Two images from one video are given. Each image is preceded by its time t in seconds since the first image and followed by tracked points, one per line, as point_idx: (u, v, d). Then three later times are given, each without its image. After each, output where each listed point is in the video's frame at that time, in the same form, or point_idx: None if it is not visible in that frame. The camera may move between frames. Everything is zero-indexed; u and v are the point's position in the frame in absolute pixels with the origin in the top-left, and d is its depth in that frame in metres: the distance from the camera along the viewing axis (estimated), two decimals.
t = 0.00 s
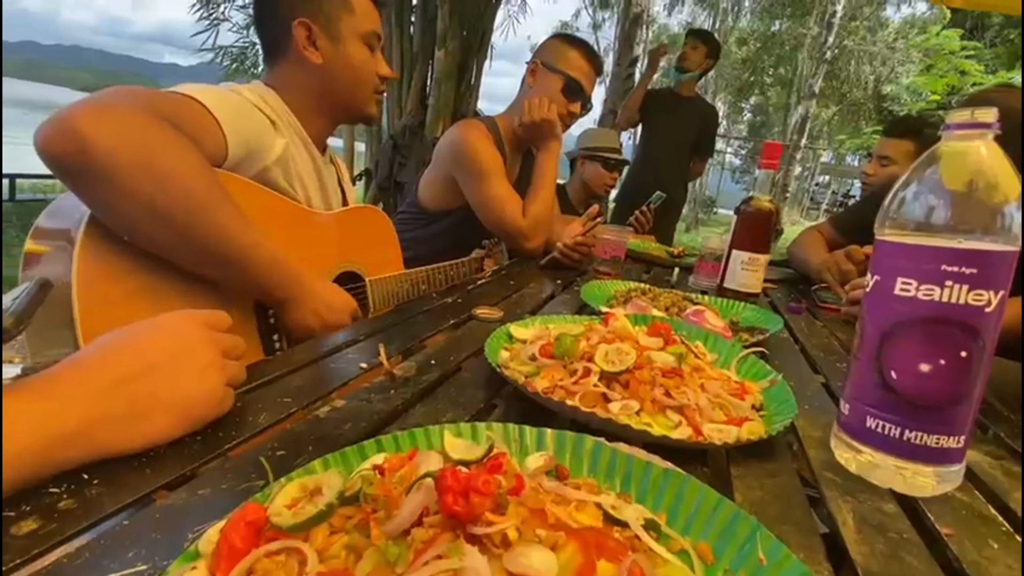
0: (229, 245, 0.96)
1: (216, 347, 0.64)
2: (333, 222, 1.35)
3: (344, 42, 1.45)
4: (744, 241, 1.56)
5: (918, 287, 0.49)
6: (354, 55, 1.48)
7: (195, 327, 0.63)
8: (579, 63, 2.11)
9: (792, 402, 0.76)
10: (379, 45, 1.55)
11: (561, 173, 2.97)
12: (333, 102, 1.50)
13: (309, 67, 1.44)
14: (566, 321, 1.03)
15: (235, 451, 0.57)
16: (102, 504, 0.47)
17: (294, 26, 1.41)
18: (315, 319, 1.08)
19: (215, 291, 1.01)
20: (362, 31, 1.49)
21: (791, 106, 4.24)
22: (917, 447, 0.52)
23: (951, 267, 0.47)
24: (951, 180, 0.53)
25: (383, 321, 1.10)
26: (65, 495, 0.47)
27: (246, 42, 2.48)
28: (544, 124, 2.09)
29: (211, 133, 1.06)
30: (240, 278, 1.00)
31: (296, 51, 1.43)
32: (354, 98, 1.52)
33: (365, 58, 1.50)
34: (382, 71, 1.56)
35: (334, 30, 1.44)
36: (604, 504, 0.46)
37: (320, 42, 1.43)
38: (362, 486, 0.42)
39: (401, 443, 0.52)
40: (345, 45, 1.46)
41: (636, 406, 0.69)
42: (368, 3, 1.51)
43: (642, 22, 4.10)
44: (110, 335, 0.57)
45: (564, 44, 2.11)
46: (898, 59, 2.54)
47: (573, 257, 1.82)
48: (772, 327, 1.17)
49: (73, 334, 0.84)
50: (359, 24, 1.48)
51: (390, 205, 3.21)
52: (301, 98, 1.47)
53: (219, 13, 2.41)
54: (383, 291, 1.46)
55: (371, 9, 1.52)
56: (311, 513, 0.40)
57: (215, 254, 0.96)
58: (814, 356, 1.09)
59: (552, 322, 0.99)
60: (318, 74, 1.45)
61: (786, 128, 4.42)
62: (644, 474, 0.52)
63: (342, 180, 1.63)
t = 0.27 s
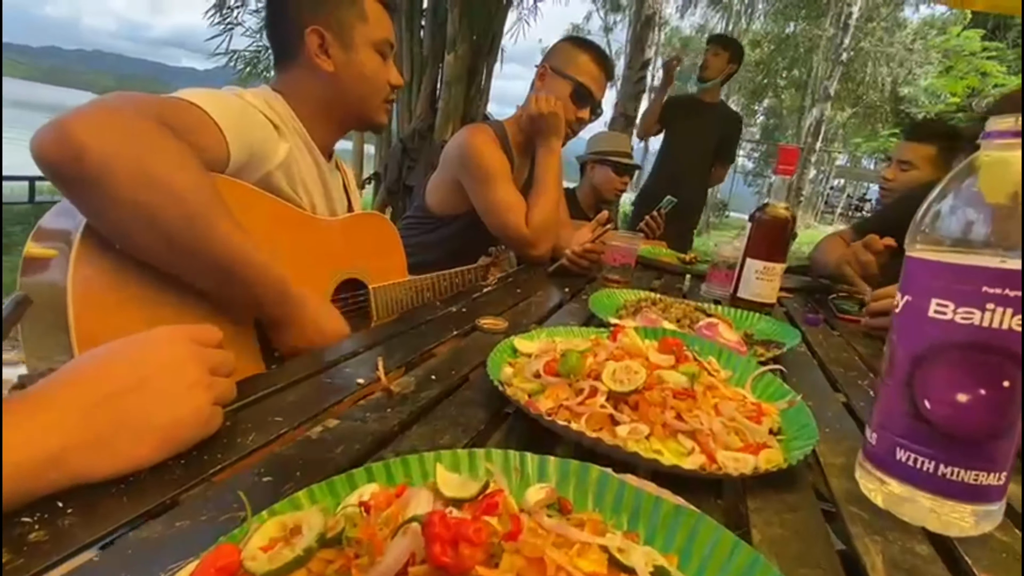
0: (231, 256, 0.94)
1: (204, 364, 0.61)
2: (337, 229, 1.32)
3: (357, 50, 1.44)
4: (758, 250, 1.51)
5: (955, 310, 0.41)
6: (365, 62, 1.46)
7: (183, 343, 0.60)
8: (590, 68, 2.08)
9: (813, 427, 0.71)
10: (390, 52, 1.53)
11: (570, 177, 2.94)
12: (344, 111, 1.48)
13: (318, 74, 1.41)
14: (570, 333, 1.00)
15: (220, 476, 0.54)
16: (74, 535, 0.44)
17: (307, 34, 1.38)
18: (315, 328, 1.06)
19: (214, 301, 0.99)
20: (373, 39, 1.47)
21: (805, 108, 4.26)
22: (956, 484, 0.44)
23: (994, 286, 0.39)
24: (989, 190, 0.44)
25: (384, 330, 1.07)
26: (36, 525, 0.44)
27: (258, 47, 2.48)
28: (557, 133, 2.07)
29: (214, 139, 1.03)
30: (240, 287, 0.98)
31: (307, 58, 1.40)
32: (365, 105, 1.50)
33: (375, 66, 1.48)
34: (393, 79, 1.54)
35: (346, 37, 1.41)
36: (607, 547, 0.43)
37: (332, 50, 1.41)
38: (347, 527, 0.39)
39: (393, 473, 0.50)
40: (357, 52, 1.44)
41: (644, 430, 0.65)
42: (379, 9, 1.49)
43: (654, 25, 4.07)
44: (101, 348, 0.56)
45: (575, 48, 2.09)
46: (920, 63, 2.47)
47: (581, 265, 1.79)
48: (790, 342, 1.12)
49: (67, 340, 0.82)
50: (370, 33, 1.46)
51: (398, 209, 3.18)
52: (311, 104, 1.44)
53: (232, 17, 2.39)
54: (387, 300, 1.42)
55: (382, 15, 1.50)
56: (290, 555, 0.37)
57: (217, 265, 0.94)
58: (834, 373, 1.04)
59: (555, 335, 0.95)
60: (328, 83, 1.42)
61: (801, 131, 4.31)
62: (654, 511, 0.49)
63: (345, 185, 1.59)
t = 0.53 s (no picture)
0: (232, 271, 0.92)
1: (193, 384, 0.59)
2: (336, 236, 1.29)
3: (369, 61, 1.41)
4: (771, 258, 1.46)
5: (999, 334, 0.41)
6: (378, 75, 1.43)
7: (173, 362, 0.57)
8: (586, 58, 2.04)
9: (837, 454, 0.67)
10: (402, 63, 1.50)
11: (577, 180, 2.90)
12: (354, 122, 1.44)
13: (329, 85, 1.38)
14: (579, 347, 0.96)
15: (205, 508, 0.50)
16: None
17: (319, 44, 1.36)
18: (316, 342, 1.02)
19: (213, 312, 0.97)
20: (385, 49, 1.44)
21: (814, 111, 4.10)
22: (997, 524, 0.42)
23: None
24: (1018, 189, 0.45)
25: (385, 342, 1.03)
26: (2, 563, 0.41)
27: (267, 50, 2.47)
28: (557, 126, 2.07)
29: (213, 145, 1.01)
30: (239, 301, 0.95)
31: (319, 68, 1.37)
32: (377, 118, 1.46)
33: (388, 78, 1.45)
34: (405, 91, 1.50)
35: (359, 49, 1.39)
36: None
37: (343, 62, 1.38)
38: None
39: (388, 510, 0.46)
40: (370, 65, 1.41)
41: (656, 457, 0.61)
42: (391, 18, 1.47)
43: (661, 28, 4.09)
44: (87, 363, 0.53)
45: (572, 40, 2.05)
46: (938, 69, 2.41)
47: (589, 272, 1.75)
48: (808, 357, 1.07)
49: (56, 349, 0.80)
50: (383, 44, 1.43)
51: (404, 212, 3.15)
52: (319, 113, 1.40)
53: (242, 21, 2.38)
54: (388, 308, 1.39)
55: (395, 27, 1.47)
56: None
57: (218, 279, 0.91)
58: (854, 391, 1.00)
59: (563, 350, 0.92)
60: (340, 95, 1.39)
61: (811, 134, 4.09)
62: (670, 555, 0.45)
63: (352, 191, 1.55)
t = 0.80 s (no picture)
0: (222, 280, 0.88)
1: (168, 405, 0.55)
2: (333, 241, 1.26)
3: (365, 59, 1.38)
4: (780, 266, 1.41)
5: None
6: (375, 73, 1.40)
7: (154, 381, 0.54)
8: (577, 58, 2.00)
9: (858, 479, 0.63)
10: (399, 60, 1.47)
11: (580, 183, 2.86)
12: (350, 122, 1.41)
13: (324, 85, 1.35)
14: (581, 359, 0.92)
15: (181, 539, 0.47)
16: None
17: (312, 44, 1.33)
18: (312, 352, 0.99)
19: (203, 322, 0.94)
20: (381, 47, 1.41)
21: (820, 114, 4.12)
22: None
23: None
24: None
25: (382, 351, 1.00)
26: None
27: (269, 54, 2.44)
28: (550, 125, 2.05)
29: (209, 150, 0.98)
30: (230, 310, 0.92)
31: (313, 70, 1.34)
32: (374, 117, 1.43)
33: (385, 76, 1.42)
34: (402, 87, 1.47)
35: (353, 46, 1.36)
36: None
37: (339, 61, 1.35)
38: None
39: (375, 543, 0.43)
40: (365, 63, 1.38)
41: (664, 482, 0.57)
42: (386, 15, 1.43)
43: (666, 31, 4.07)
44: (52, 385, 0.50)
45: (563, 43, 2.02)
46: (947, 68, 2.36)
47: (593, 276, 1.72)
48: (822, 369, 1.03)
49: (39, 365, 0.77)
50: (379, 41, 1.40)
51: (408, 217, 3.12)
52: (316, 115, 1.37)
53: (243, 24, 2.35)
54: (387, 314, 1.36)
55: (389, 23, 1.43)
56: None
57: (207, 289, 0.88)
58: (872, 407, 0.95)
59: (566, 363, 0.88)
60: (336, 95, 1.37)
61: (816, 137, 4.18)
62: None
63: (351, 195, 1.53)
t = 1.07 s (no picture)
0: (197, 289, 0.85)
1: (130, 429, 0.52)
2: (317, 247, 1.24)
3: (349, 55, 1.35)
4: (783, 272, 1.37)
5: None
6: (359, 70, 1.37)
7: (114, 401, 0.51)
8: (568, 59, 1.99)
9: (869, 504, 0.59)
10: (385, 57, 1.44)
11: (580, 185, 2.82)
12: (336, 121, 1.38)
13: (307, 83, 1.33)
14: (576, 371, 0.89)
15: None
16: None
17: (293, 41, 1.30)
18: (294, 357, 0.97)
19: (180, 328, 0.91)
20: (365, 42, 1.38)
21: (823, 117, 4.12)
22: None
23: None
24: None
25: (369, 362, 0.96)
26: None
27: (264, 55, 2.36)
28: (542, 122, 2.02)
29: (183, 155, 0.96)
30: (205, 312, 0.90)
31: (295, 69, 1.31)
32: (360, 115, 1.40)
33: (370, 71, 1.39)
34: (389, 86, 1.44)
35: (336, 42, 1.33)
36: None
37: (322, 59, 1.32)
38: None
39: None
40: (349, 59, 1.35)
41: (661, 511, 0.54)
42: (370, 11, 1.40)
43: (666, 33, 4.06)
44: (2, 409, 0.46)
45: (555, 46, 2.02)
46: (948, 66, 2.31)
47: (591, 282, 1.69)
48: (827, 381, 0.99)
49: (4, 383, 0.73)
50: (363, 36, 1.38)
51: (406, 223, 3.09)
52: (300, 115, 1.34)
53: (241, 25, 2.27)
54: (377, 322, 1.34)
55: (374, 19, 1.40)
56: None
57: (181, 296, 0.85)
58: (880, 422, 0.91)
59: (560, 376, 0.84)
60: (321, 94, 1.34)
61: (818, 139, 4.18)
62: None
63: (343, 199, 1.49)
